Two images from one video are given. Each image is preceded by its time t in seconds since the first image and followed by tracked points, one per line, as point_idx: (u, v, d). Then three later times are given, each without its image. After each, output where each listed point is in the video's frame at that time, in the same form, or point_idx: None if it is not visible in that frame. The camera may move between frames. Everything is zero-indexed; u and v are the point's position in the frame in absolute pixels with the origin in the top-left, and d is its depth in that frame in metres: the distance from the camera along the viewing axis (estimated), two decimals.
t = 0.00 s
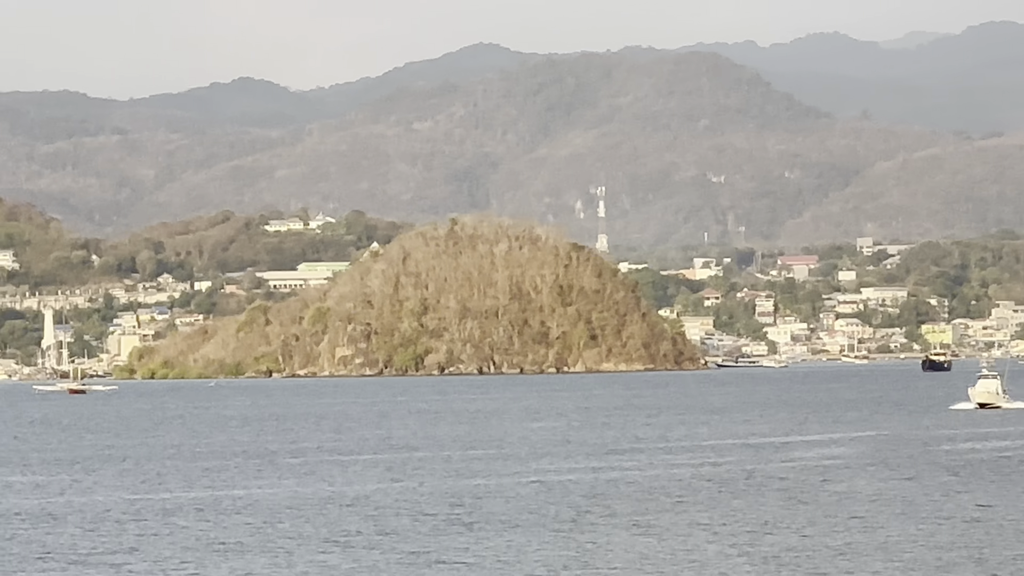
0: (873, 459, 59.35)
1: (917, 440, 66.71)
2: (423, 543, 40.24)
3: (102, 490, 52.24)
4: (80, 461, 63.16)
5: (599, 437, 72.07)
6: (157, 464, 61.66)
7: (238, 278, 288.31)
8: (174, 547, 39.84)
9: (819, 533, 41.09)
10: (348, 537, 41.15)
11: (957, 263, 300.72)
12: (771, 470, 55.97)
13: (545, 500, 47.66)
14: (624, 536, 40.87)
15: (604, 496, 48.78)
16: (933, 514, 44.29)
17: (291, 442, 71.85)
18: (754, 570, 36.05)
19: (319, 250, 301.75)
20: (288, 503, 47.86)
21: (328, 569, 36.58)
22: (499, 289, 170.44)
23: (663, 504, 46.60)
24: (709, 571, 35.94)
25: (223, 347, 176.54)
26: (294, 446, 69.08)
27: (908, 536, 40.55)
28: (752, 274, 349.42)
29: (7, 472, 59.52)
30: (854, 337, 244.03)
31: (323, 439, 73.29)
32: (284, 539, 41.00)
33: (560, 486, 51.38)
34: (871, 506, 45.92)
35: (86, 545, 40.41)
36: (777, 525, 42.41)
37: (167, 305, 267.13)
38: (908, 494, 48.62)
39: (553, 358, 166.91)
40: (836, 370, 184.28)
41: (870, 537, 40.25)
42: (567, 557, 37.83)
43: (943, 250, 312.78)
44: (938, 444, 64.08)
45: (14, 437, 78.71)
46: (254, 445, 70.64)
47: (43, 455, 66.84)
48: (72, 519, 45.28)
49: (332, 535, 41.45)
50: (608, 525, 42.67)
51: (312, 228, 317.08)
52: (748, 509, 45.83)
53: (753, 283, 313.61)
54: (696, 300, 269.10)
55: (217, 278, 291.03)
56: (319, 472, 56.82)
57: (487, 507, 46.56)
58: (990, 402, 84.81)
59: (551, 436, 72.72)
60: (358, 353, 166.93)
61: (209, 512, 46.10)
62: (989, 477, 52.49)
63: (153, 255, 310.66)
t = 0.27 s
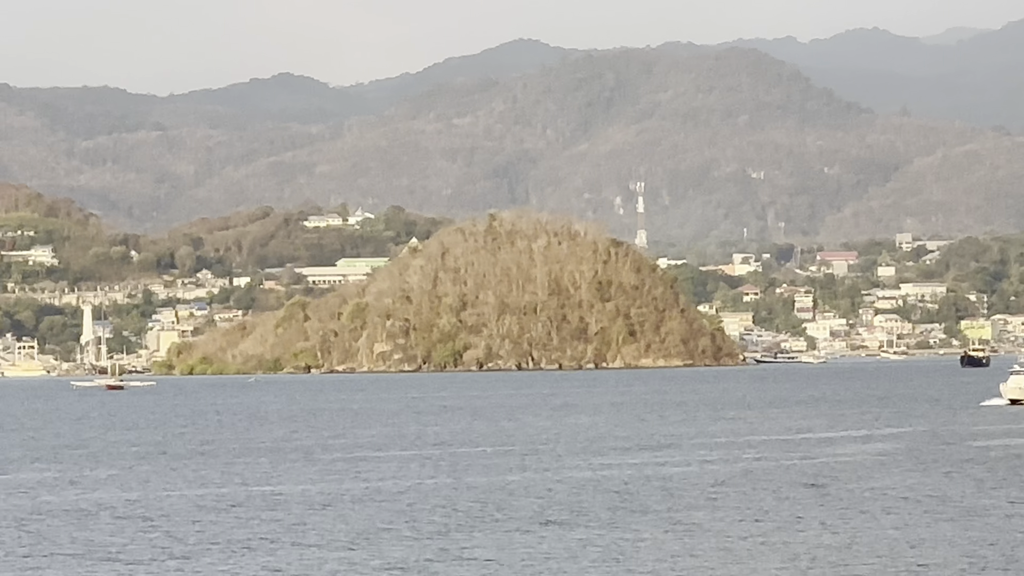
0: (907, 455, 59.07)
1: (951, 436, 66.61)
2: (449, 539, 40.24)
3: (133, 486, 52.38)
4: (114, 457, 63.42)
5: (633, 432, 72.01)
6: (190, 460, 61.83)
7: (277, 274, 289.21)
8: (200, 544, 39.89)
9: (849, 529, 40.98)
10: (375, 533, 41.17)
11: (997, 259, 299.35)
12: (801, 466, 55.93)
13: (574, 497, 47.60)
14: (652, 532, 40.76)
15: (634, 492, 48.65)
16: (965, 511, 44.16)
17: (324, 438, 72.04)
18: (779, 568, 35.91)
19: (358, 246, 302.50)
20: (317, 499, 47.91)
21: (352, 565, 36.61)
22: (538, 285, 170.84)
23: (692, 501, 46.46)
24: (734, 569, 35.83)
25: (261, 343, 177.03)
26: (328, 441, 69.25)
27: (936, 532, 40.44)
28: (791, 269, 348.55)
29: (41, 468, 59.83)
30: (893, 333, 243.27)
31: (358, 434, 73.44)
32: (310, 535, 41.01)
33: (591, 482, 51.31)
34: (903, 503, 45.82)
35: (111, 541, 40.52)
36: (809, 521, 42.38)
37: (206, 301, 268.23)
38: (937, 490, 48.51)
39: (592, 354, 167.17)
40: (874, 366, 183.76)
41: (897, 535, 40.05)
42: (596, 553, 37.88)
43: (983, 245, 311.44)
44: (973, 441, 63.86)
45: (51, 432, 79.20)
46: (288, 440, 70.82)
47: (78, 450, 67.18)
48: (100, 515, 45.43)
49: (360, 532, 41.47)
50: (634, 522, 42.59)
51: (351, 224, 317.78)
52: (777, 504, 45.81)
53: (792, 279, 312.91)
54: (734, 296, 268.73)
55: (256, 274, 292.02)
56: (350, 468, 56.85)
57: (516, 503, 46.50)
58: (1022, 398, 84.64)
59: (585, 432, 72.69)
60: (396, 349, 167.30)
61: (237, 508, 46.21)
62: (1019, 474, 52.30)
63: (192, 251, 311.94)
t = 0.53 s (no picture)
0: (944, 451, 58.83)
1: (991, 432, 66.41)
2: (478, 535, 40.21)
3: (166, 480, 52.61)
4: (151, 451, 63.81)
5: (668, 428, 72.02)
6: (224, 454, 62.10)
7: (318, 269, 290.03)
8: (227, 539, 39.98)
9: (885, 524, 40.92)
10: (404, 528, 41.18)
11: None
12: (838, 461, 55.85)
13: (604, 492, 47.54)
14: (682, 527, 40.70)
15: (665, 488, 48.55)
16: (1001, 506, 44.08)
17: (360, 433, 72.30)
18: (807, 564, 35.77)
19: (399, 241, 303.08)
20: (348, 495, 47.96)
21: (378, 560, 36.60)
22: (579, 280, 170.74)
23: (722, 497, 46.36)
24: (762, 565, 35.72)
25: (302, 337, 177.83)
26: (364, 435, 69.54)
27: (972, 528, 40.38)
28: (832, 264, 347.44)
29: (76, 462, 60.20)
30: (935, 328, 242.33)
31: (393, 429, 73.71)
32: (338, 531, 41.07)
33: (623, 478, 51.24)
34: (940, 498, 45.71)
35: (139, 535, 40.69)
36: (845, 516, 42.34)
37: (248, 296, 269.37)
38: (974, 485, 48.39)
39: (633, 349, 167.38)
40: (915, 361, 183.09)
41: (927, 531, 39.85)
42: (631, 548, 37.93)
43: None
44: (1013, 436, 63.68)
45: (88, 427, 79.84)
46: (324, 435, 71.11)
47: (115, 445, 67.67)
48: (130, 509, 45.63)
49: (389, 527, 41.49)
50: (663, 517, 42.50)
51: (392, 219, 318.51)
52: (813, 499, 45.75)
53: (833, 274, 311.98)
54: (776, 291, 268.15)
55: (297, 269, 292.95)
56: (383, 462, 56.99)
57: (545, 499, 46.46)
58: None
59: (619, 427, 72.73)
60: (437, 344, 167.26)
61: (266, 503, 46.32)
62: None
63: (233, 246, 313.40)
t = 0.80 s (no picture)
0: (987, 449, 58.41)
1: None
2: (517, 532, 40.32)
3: (205, 478, 52.68)
4: (194, 448, 63.97)
5: (711, 425, 71.77)
6: (265, 452, 62.18)
7: (364, 266, 290.54)
8: (264, 537, 40.02)
9: (922, 523, 40.61)
10: (439, 526, 41.16)
11: None
12: (878, 458, 55.51)
13: (646, 490, 47.41)
14: (722, 525, 40.64)
15: (704, 485, 48.42)
16: None
17: (401, 430, 72.30)
18: (841, 562, 35.62)
19: (444, 238, 303.26)
20: (386, 492, 47.91)
21: (416, 558, 36.61)
22: (624, 276, 170.90)
23: (763, 495, 46.23)
24: (801, 563, 35.62)
25: (347, 334, 178.46)
26: (402, 433, 69.52)
27: (1009, 527, 40.01)
28: (878, 261, 345.75)
29: (118, 458, 60.36)
30: (981, 324, 240.86)
31: (435, 426, 73.66)
32: (372, 528, 41.03)
33: (663, 475, 51.10)
34: (979, 496, 45.35)
35: (172, 533, 40.75)
36: (881, 515, 42.05)
37: (293, 292, 270.20)
38: (1014, 484, 47.97)
39: (678, 345, 166.54)
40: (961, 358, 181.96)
41: (963, 530, 39.64)
42: (664, 547, 37.75)
43: None
44: None
45: (130, 423, 80.19)
46: (365, 432, 71.12)
47: (156, 442, 67.86)
48: (166, 506, 45.71)
49: (425, 525, 41.55)
50: (703, 515, 42.36)
51: (438, 215, 318.87)
52: (849, 497, 45.48)
53: (878, 270, 310.39)
54: (821, 287, 267.01)
55: (342, 266, 293.55)
56: (424, 461, 56.91)
57: (584, 496, 46.43)
58: None
59: (663, 424, 72.46)
60: (482, 341, 167.44)
61: (301, 501, 46.36)
62: None
63: (279, 242, 314.43)
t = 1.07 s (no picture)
0: None
1: None
2: (554, 533, 40.12)
3: (244, 477, 52.73)
4: (237, 447, 64.10)
5: (755, 424, 71.50)
6: (306, 451, 62.27)
7: (411, 265, 291.02)
8: (299, 536, 39.95)
9: (960, 523, 40.39)
10: (476, 527, 41.02)
11: None
12: (919, 458, 55.23)
13: (685, 491, 47.18)
14: (760, 526, 40.35)
15: (744, 486, 48.13)
16: None
17: (444, 430, 72.34)
18: (878, 565, 35.26)
19: (492, 237, 303.43)
20: (423, 492, 47.79)
21: (450, 559, 36.48)
22: (672, 275, 170.72)
23: (802, 495, 45.91)
24: (837, 563, 35.47)
25: (394, 333, 178.93)
26: (445, 433, 69.54)
27: None
28: (927, 260, 343.96)
29: (159, 457, 60.55)
30: None
31: (478, 426, 73.68)
32: (408, 528, 40.91)
33: (703, 475, 50.83)
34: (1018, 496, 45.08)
35: (208, 533, 40.73)
36: (920, 514, 41.83)
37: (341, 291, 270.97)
38: None
39: (726, 344, 166.62)
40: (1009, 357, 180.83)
41: (1001, 531, 39.39)
42: (699, 547, 37.67)
43: None
44: None
45: (174, 422, 80.58)
46: (408, 432, 71.19)
47: (199, 441, 68.14)
48: (206, 505, 45.84)
49: (462, 525, 41.41)
50: (741, 516, 42.10)
51: (486, 214, 319.11)
52: (889, 497, 45.26)
53: (927, 269, 308.80)
54: (869, 286, 265.77)
55: (390, 265, 294.16)
56: (464, 460, 56.80)
57: (622, 496, 46.19)
58: None
59: (707, 424, 72.21)
60: (530, 339, 168.05)
61: (339, 500, 46.31)
62: None
63: (328, 241, 315.35)
